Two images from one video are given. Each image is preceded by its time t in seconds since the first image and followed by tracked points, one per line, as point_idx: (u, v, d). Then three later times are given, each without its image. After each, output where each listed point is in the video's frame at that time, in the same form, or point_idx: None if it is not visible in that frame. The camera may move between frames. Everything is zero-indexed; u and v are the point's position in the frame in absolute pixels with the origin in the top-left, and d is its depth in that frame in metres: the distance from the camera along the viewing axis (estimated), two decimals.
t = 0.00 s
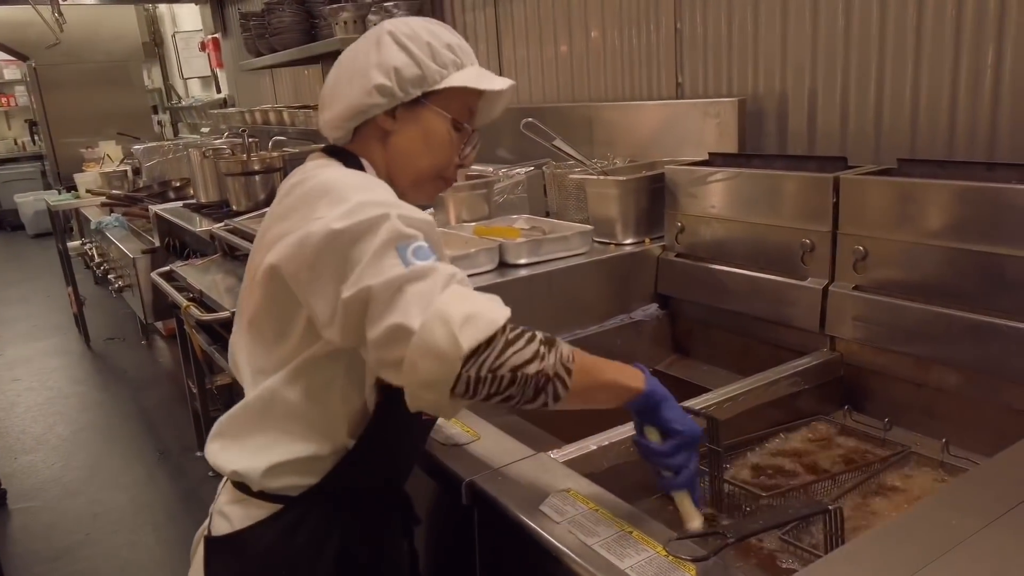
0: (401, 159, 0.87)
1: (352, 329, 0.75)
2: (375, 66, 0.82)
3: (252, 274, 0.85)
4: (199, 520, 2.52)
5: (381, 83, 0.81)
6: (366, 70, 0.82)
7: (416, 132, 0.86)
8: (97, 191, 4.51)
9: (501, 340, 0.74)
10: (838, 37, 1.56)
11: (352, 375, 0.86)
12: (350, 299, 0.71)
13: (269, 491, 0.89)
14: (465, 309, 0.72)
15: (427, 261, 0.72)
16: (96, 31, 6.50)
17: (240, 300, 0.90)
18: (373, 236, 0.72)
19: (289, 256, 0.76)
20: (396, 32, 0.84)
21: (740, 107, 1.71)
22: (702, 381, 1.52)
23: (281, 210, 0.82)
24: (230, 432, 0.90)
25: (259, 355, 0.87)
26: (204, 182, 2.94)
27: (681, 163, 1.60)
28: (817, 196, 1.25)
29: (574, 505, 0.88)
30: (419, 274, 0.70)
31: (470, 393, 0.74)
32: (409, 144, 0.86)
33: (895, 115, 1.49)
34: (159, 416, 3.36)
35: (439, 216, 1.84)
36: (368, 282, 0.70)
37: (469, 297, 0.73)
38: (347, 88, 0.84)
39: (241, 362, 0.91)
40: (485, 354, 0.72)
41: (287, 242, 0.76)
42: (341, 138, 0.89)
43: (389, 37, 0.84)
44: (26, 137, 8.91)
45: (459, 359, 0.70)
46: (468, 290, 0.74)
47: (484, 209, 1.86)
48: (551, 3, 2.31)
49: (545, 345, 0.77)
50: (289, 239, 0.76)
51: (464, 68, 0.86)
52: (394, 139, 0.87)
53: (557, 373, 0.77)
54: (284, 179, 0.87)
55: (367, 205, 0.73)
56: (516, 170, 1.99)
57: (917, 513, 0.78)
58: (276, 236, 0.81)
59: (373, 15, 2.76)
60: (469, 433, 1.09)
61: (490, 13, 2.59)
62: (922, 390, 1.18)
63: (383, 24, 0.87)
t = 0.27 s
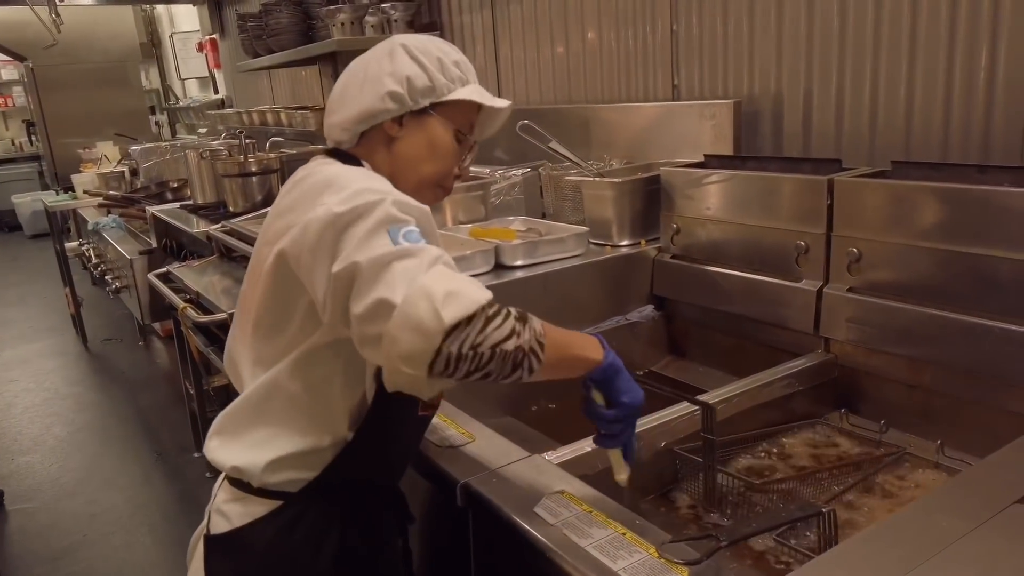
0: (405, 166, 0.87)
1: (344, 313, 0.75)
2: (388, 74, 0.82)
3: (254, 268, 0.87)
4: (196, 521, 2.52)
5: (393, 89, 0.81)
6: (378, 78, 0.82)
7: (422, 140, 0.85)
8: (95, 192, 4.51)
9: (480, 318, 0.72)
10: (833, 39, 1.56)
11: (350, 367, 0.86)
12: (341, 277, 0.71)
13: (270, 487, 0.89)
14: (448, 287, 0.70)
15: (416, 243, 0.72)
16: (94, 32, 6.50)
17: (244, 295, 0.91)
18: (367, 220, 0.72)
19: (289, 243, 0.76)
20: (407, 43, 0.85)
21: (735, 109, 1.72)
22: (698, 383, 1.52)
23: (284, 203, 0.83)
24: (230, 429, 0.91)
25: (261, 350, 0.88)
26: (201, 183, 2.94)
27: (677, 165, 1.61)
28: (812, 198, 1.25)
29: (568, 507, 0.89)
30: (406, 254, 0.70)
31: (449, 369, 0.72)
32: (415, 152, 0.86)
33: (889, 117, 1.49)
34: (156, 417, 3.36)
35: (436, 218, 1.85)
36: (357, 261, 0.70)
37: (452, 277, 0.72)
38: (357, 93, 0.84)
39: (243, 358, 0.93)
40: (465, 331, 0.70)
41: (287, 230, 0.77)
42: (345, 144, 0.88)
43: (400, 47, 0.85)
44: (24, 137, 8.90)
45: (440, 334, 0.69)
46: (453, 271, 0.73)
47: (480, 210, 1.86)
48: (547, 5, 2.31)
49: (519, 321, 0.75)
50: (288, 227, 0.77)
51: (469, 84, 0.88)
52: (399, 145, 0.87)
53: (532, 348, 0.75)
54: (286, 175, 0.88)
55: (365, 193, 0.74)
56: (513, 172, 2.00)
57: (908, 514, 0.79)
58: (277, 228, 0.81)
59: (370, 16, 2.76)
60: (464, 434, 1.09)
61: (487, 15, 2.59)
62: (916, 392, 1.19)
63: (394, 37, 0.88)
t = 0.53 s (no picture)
0: (412, 176, 0.88)
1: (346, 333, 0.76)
2: (398, 81, 0.83)
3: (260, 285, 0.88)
4: (194, 524, 2.52)
5: (403, 97, 0.82)
6: (388, 86, 0.83)
7: (429, 152, 0.87)
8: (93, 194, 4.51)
9: (481, 351, 0.72)
10: (829, 44, 1.57)
11: (354, 390, 0.87)
12: (343, 298, 0.73)
13: (282, 503, 0.90)
14: (452, 316, 0.71)
15: (421, 267, 0.73)
16: (92, 33, 6.50)
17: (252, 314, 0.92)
18: (375, 239, 0.73)
19: (299, 261, 0.78)
20: (418, 51, 0.85)
21: (732, 113, 1.72)
22: (695, 386, 1.53)
23: (292, 218, 0.84)
24: (239, 447, 0.90)
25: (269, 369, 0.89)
26: (199, 186, 2.95)
27: (674, 169, 1.61)
28: (809, 203, 1.26)
29: (567, 512, 0.89)
30: (409, 277, 0.71)
31: (445, 403, 0.72)
32: (422, 162, 0.87)
33: (885, 122, 1.50)
34: (155, 419, 3.36)
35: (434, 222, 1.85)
36: (363, 283, 0.71)
37: (452, 305, 0.72)
38: (367, 100, 0.84)
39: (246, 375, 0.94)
40: (460, 365, 0.70)
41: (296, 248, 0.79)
42: (352, 152, 0.88)
43: (411, 54, 0.85)
44: (21, 139, 8.90)
45: (437, 366, 0.69)
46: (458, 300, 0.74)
47: (478, 214, 1.87)
48: (545, 8, 2.32)
49: (518, 357, 0.76)
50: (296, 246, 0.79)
51: (478, 94, 0.89)
52: (406, 156, 0.88)
53: (530, 384, 0.77)
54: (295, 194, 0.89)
55: (374, 214, 0.75)
56: (510, 175, 2.00)
57: (903, 520, 0.79)
58: (285, 247, 0.83)
59: (367, 19, 2.77)
60: (462, 439, 1.10)
61: (485, 18, 2.60)
62: (912, 396, 1.20)
63: (403, 44, 0.89)
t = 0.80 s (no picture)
0: (452, 187, 0.86)
1: (444, 361, 0.68)
2: (445, 90, 0.81)
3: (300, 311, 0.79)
4: (195, 525, 2.53)
5: (446, 108, 0.80)
6: (432, 94, 0.81)
7: (472, 163, 0.85)
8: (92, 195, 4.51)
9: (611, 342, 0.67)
10: (830, 49, 1.58)
11: (432, 412, 0.80)
12: (437, 321, 0.65)
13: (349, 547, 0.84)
14: (565, 307, 0.67)
15: (512, 269, 0.68)
16: (91, 35, 6.51)
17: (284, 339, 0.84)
18: (456, 251, 0.66)
19: (364, 292, 0.69)
20: (466, 55, 0.84)
21: (733, 117, 1.73)
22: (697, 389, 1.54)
23: (329, 243, 0.76)
24: (298, 494, 0.84)
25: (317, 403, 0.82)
26: (200, 188, 2.95)
27: (675, 172, 1.62)
28: (810, 207, 1.27)
29: (572, 517, 0.90)
30: (507, 286, 0.66)
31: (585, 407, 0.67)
32: (462, 174, 0.86)
33: (886, 125, 1.51)
34: (156, 421, 3.36)
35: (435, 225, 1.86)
36: (465, 296, 0.64)
37: (559, 300, 0.68)
38: (409, 107, 0.83)
39: (295, 423, 0.85)
40: (605, 361, 0.66)
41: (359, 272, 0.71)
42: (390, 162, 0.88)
43: (460, 59, 0.83)
44: (20, 139, 8.90)
45: (570, 373, 0.64)
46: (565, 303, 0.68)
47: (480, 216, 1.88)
48: (546, 11, 2.33)
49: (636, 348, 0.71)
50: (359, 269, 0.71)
51: (528, 101, 0.86)
52: (446, 168, 0.87)
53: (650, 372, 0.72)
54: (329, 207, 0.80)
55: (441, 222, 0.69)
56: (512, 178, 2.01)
57: (907, 524, 0.80)
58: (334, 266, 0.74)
59: (368, 21, 2.78)
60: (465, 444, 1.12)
61: (485, 20, 2.60)
62: (913, 400, 1.20)
63: (443, 41, 0.86)
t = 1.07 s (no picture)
0: (534, 210, 0.92)
1: (559, 403, 0.72)
2: (547, 113, 0.85)
3: (386, 341, 0.81)
4: (218, 533, 2.55)
5: (548, 133, 0.84)
6: (534, 118, 0.84)
7: (554, 191, 0.91)
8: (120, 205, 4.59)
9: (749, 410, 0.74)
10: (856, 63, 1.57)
11: (523, 449, 0.84)
12: (559, 367, 0.69)
13: None
14: (688, 360, 0.72)
15: (632, 313, 0.73)
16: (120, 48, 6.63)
17: (359, 366, 0.86)
18: (577, 292, 0.71)
19: (479, 327, 0.72)
20: (569, 75, 0.87)
21: (757, 130, 1.73)
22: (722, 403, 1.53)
23: (427, 275, 0.78)
24: (384, 533, 0.87)
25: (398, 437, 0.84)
26: (226, 198, 2.99)
27: (700, 186, 1.62)
28: (837, 221, 1.26)
29: (599, 530, 0.98)
30: (639, 329, 0.71)
31: (726, 471, 0.73)
32: (544, 199, 0.91)
33: (914, 139, 1.50)
34: (180, 429, 3.40)
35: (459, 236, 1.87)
36: (594, 345, 0.68)
37: (688, 354, 0.73)
38: (507, 125, 0.86)
39: (381, 451, 0.87)
40: (743, 427, 0.73)
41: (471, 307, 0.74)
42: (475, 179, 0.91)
43: (563, 80, 0.86)
44: (50, 150, 9.08)
45: (684, 428, 0.69)
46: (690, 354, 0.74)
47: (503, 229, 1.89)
48: (569, 24, 2.34)
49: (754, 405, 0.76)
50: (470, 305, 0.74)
51: (616, 125, 0.91)
52: (528, 197, 0.92)
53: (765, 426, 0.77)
54: (412, 237, 0.82)
55: (555, 262, 0.73)
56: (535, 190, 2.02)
57: (941, 544, 0.79)
58: (434, 299, 0.76)
59: (392, 35, 2.81)
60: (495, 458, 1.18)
61: (509, 34, 2.62)
62: (944, 417, 1.19)
63: (535, 54, 0.88)
